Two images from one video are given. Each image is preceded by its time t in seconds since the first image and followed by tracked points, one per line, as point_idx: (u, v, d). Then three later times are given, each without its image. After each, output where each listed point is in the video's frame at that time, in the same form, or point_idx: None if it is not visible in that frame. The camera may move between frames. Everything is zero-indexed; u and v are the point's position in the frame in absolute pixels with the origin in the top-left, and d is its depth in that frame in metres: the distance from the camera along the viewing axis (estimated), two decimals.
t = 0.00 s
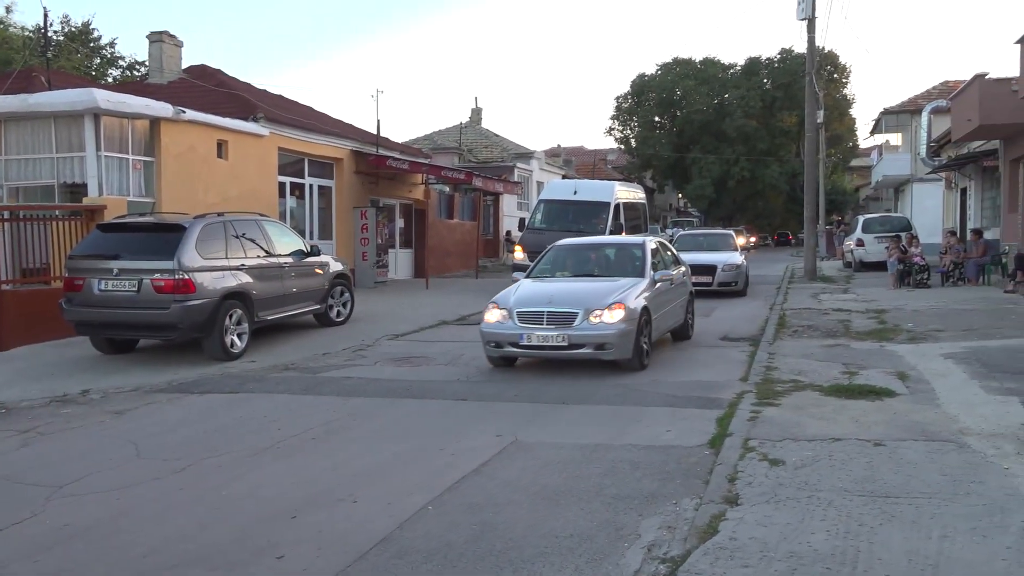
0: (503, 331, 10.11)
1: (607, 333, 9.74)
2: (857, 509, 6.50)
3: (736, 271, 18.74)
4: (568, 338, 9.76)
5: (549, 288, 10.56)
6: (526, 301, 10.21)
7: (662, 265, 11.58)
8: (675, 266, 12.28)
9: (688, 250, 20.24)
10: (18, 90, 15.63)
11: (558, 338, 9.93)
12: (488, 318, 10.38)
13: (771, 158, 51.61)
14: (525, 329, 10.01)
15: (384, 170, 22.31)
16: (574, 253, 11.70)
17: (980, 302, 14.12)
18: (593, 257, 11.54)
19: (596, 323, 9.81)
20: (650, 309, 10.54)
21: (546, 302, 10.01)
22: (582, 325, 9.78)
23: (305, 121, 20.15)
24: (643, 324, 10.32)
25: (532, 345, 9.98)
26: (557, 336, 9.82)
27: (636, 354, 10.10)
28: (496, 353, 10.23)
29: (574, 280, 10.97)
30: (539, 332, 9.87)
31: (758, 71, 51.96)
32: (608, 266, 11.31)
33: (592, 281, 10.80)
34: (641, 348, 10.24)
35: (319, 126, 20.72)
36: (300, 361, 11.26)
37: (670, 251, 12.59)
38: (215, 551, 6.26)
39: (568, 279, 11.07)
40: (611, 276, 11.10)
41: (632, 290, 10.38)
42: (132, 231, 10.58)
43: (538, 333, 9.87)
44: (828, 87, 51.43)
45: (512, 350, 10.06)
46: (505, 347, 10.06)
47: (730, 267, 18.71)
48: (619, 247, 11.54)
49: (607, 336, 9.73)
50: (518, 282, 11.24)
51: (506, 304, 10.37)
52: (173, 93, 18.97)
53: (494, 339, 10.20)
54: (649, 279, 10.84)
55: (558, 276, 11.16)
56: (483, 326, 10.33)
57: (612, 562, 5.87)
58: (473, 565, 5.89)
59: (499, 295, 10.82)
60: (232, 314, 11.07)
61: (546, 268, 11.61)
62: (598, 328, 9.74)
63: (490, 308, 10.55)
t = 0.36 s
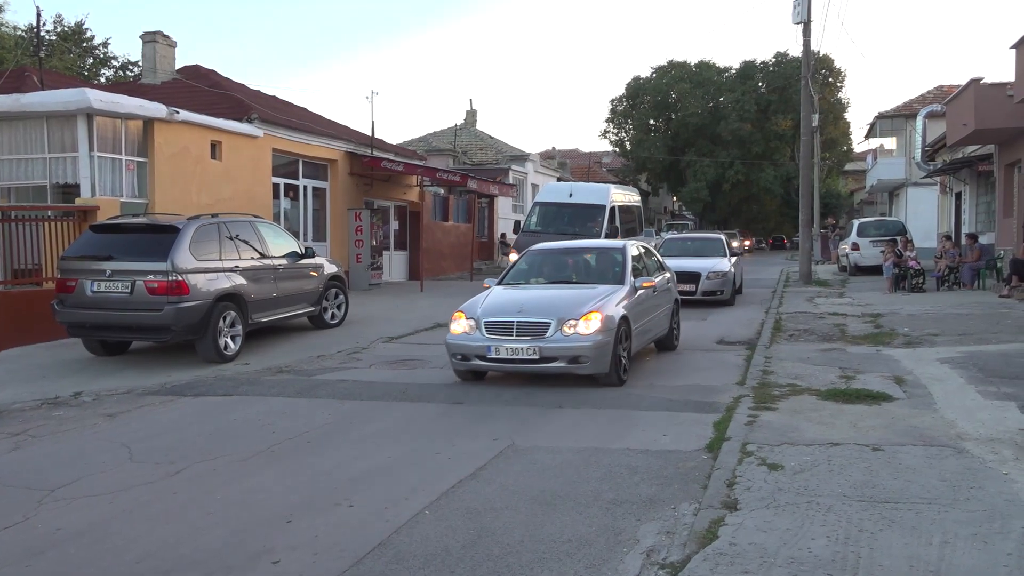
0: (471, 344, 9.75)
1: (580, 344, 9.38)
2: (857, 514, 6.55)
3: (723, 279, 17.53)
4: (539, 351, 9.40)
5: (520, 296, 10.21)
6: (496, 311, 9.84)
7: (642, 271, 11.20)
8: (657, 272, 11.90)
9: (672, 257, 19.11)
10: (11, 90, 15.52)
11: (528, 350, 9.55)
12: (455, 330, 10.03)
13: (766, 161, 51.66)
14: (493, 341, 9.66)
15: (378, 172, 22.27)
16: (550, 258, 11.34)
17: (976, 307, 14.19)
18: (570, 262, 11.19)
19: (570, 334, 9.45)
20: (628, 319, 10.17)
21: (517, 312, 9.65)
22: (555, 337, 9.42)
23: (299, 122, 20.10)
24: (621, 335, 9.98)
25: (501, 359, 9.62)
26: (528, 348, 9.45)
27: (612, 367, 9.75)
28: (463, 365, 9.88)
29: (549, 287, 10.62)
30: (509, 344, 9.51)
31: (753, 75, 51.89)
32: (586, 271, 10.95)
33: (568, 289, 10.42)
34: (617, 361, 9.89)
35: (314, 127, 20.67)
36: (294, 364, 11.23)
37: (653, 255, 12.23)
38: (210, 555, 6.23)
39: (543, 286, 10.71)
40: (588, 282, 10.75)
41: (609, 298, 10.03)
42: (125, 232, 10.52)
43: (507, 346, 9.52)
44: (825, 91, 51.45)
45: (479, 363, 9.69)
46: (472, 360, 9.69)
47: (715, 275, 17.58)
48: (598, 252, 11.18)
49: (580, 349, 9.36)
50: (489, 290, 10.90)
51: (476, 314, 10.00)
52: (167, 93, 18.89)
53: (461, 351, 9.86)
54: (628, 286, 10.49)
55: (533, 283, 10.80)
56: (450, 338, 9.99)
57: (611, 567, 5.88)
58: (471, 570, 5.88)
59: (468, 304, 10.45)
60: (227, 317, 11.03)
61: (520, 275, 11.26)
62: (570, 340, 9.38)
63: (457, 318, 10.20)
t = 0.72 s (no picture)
0: (441, 347, 8.87)
1: (562, 348, 8.55)
2: (873, 522, 6.29)
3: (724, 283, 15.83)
4: (516, 356, 8.54)
5: (497, 297, 9.37)
6: (469, 311, 8.99)
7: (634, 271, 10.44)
8: (651, 274, 11.14)
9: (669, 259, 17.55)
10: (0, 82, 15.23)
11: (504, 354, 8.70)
12: (423, 333, 9.15)
13: (776, 158, 51.33)
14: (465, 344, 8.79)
15: (377, 167, 21.97)
16: (534, 258, 10.56)
17: (993, 308, 13.91)
18: (555, 261, 10.40)
19: (551, 336, 8.62)
20: (617, 322, 9.39)
21: (492, 312, 8.80)
22: (534, 339, 8.59)
23: (296, 116, 19.81)
24: (608, 339, 9.20)
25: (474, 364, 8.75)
26: (504, 352, 8.58)
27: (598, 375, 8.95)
28: (433, 372, 9.01)
29: (531, 286, 9.80)
30: (482, 348, 8.64)
31: (763, 68, 51.36)
32: (572, 271, 10.17)
33: (550, 289, 9.61)
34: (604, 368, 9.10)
35: (311, 121, 20.39)
36: (290, 365, 10.95)
37: (648, 257, 11.48)
38: (200, 563, 5.95)
39: (525, 286, 9.90)
40: (574, 282, 9.96)
41: (595, 298, 9.23)
42: (116, 229, 10.25)
43: (480, 350, 8.65)
44: (837, 85, 50.90)
45: (450, 368, 8.82)
46: (442, 365, 8.80)
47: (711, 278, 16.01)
48: (585, 250, 10.41)
49: (563, 352, 8.53)
50: (466, 290, 10.08)
51: (447, 315, 9.13)
52: (160, 86, 18.61)
53: (430, 356, 8.98)
54: (618, 285, 9.73)
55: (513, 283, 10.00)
56: (418, 342, 9.11)
57: None
58: None
59: (437, 305, 9.57)
60: (220, 316, 10.74)
61: (501, 275, 10.45)
62: (551, 343, 8.55)
63: (427, 320, 9.33)
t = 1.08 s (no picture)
0: (406, 361, 8.09)
1: (540, 365, 7.76)
2: (891, 532, 6.00)
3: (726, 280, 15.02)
4: (488, 373, 7.77)
5: (471, 302, 8.58)
6: (439, 320, 8.19)
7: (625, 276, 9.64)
8: (646, 277, 10.33)
9: (664, 257, 16.48)
10: None
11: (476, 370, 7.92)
12: (388, 342, 8.38)
13: (788, 153, 51.00)
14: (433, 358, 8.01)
15: (374, 162, 21.65)
16: (516, 258, 9.76)
17: (1013, 309, 13.59)
18: (538, 263, 9.60)
19: (528, 351, 7.84)
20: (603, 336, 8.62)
21: (463, 323, 8.01)
22: (509, 354, 7.80)
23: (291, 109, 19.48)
24: (593, 353, 8.41)
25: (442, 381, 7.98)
26: (475, 369, 7.80)
27: (581, 396, 8.17)
28: (398, 388, 8.25)
29: (510, 291, 8.99)
30: (451, 363, 7.86)
31: (775, 60, 51.16)
32: (557, 274, 9.36)
33: (532, 295, 8.81)
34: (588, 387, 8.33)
35: (307, 114, 20.06)
36: (285, 366, 10.64)
37: (643, 257, 10.68)
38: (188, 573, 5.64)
39: (504, 290, 9.10)
40: (558, 287, 9.16)
41: (580, 307, 8.43)
42: (103, 224, 9.93)
43: (449, 365, 7.87)
44: (851, 78, 50.26)
45: (415, 386, 8.05)
46: (406, 381, 8.02)
47: (705, 281, 15.04)
48: (572, 251, 9.59)
49: (540, 370, 7.74)
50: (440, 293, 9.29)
51: (414, 324, 8.35)
52: (151, 78, 18.28)
53: (395, 370, 8.21)
54: (606, 293, 8.93)
55: (492, 287, 9.22)
56: (382, 352, 8.34)
57: None
58: None
59: (406, 311, 8.77)
60: (212, 315, 10.41)
61: (480, 277, 9.66)
62: (528, 359, 7.77)
63: (393, 328, 8.55)
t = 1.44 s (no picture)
0: (352, 393, 7.16)
1: (502, 398, 6.85)
2: (905, 542, 5.73)
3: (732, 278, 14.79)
4: (444, 409, 6.85)
5: (429, 321, 7.63)
6: (389, 345, 7.25)
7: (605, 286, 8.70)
8: (630, 285, 9.39)
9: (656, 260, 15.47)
10: None
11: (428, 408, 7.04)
12: (332, 371, 7.42)
13: (798, 149, 50.66)
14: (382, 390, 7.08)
15: (370, 157, 21.34)
16: (483, 265, 8.80)
17: None
18: (508, 271, 8.65)
19: (489, 381, 6.92)
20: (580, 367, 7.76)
21: (416, 349, 7.07)
22: (468, 386, 6.88)
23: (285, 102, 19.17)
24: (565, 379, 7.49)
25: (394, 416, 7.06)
26: (429, 404, 6.88)
27: (553, 431, 7.29)
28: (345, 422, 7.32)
29: (474, 307, 8.06)
30: (402, 397, 6.93)
31: (784, 54, 50.72)
32: (528, 285, 8.42)
33: (498, 311, 7.87)
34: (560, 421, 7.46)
35: (300, 108, 19.75)
36: (278, 368, 10.34)
37: (626, 258, 9.73)
38: None
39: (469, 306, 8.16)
40: (529, 300, 8.22)
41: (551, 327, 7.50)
42: (89, 220, 9.63)
43: (400, 400, 6.95)
44: (862, 72, 49.93)
45: (363, 421, 7.12)
46: (353, 417, 7.10)
47: (699, 284, 14.03)
48: (547, 258, 8.64)
49: (504, 404, 6.84)
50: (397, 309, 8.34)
51: (362, 349, 7.40)
52: (139, 69, 17.96)
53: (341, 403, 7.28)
54: (583, 308, 8.00)
55: (456, 302, 8.28)
56: (325, 382, 7.38)
57: None
58: None
59: (355, 333, 7.81)
60: (202, 316, 10.11)
61: (443, 288, 8.71)
62: (490, 391, 6.86)
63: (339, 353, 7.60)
